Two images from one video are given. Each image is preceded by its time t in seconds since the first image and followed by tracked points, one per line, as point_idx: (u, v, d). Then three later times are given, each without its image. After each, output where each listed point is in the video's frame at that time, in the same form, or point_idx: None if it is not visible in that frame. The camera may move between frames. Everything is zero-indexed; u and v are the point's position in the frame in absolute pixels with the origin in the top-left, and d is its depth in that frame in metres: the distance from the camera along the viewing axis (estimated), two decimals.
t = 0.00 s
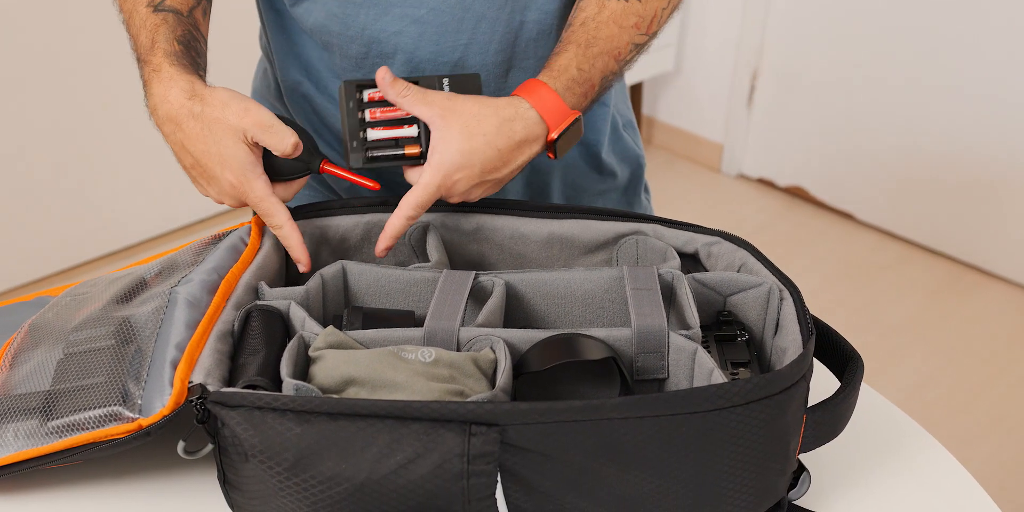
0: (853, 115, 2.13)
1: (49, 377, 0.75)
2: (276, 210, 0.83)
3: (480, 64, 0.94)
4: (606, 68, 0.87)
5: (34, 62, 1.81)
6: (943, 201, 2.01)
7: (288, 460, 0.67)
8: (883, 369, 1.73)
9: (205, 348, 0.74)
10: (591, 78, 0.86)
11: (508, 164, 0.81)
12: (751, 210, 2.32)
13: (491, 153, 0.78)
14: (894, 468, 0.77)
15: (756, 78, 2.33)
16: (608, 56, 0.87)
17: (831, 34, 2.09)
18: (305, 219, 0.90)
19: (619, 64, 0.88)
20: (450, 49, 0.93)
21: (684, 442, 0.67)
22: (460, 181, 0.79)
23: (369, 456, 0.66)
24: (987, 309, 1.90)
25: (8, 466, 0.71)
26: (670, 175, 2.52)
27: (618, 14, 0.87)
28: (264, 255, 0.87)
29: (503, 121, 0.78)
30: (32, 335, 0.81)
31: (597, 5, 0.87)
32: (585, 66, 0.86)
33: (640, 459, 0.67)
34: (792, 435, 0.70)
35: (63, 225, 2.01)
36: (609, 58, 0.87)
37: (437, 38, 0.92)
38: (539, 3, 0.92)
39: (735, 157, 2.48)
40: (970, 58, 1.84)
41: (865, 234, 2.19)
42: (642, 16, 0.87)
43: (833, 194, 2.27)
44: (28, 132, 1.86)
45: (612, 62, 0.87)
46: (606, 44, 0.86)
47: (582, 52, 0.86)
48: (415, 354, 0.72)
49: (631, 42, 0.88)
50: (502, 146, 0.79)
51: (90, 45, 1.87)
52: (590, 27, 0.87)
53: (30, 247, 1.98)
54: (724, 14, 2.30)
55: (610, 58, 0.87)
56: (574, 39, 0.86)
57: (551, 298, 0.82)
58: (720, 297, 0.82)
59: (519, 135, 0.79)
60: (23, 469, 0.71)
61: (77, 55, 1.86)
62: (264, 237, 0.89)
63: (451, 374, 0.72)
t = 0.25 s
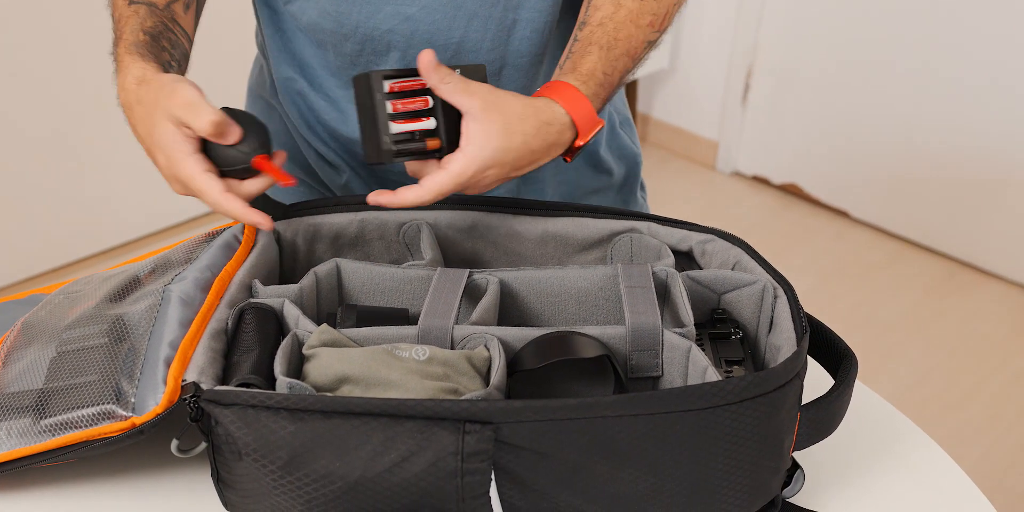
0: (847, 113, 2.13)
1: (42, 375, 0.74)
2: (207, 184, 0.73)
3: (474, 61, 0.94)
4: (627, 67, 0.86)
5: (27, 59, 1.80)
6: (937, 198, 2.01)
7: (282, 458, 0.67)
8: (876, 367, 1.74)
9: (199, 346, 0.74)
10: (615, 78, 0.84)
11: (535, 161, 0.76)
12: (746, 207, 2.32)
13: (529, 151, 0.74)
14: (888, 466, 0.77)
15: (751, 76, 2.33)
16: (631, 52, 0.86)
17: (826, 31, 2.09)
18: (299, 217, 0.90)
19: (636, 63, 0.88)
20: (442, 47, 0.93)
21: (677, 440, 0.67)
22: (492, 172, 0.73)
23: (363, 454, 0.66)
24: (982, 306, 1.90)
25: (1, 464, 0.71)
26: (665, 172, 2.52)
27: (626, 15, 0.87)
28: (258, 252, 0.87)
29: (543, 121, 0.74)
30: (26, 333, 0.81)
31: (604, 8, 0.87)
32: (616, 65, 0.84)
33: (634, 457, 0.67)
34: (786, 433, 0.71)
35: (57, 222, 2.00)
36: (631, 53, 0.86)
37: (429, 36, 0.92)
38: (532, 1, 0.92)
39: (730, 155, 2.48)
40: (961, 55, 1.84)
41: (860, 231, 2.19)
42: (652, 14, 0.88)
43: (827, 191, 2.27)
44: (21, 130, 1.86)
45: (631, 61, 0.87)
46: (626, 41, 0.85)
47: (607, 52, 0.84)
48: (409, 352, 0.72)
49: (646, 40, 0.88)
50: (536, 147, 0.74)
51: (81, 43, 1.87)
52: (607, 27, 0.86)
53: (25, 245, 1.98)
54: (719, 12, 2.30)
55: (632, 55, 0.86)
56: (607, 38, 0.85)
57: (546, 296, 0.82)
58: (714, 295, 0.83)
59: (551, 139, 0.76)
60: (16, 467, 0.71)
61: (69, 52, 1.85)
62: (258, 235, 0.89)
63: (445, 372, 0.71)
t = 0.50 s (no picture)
0: (847, 111, 2.13)
1: (42, 375, 0.74)
2: (223, 176, 0.72)
3: (473, 59, 0.94)
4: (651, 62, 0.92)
5: (27, 57, 1.80)
6: (937, 197, 2.02)
7: (282, 458, 0.67)
8: (876, 366, 1.74)
9: (199, 345, 0.74)
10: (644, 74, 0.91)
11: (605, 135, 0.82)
12: (746, 206, 2.32)
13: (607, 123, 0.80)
14: (889, 467, 0.76)
15: (750, 74, 2.33)
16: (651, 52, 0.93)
17: (825, 30, 2.09)
18: (299, 215, 0.90)
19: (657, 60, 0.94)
20: (440, 46, 0.92)
21: (678, 440, 0.67)
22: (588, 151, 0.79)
23: (364, 453, 0.66)
24: (982, 305, 1.90)
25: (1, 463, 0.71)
26: (664, 171, 2.52)
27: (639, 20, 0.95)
28: (259, 250, 0.86)
29: (612, 98, 0.80)
30: (25, 332, 0.80)
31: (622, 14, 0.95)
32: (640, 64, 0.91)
33: (635, 457, 0.67)
34: (786, 433, 0.71)
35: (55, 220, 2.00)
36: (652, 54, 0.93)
37: (427, 35, 0.92)
38: None
39: (730, 153, 2.48)
40: (960, 54, 1.84)
41: (859, 231, 2.19)
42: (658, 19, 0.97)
43: (826, 190, 2.27)
44: (19, 128, 1.85)
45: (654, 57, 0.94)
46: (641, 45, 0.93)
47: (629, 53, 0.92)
48: (410, 351, 0.72)
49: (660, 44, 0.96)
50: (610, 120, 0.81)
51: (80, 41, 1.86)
52: (628, 32, 0.94)
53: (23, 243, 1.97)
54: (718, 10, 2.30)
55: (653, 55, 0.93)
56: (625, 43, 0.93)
57: (547, 295, 0.82)
58: (715, 294, 0.83)
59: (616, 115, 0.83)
60: (15, 467, 0.71)
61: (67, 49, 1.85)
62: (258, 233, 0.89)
63: (446, 371, 0.71)
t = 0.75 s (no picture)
0: (846, 110, 2.13)
1: (42, 374, 0.74)
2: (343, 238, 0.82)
3: (479, 58, 0.94)
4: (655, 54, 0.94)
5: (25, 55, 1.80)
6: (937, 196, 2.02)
7: (283, 457, 0.66)
8: (875, 365, 1.74)
9: (199, 344, 0.73)
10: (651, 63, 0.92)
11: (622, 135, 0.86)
12: (745, 206, 2.32)
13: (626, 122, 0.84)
14: (890, 467, 0.76)
15: (750, 74, 2.33)
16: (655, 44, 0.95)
17: (825, 29, 2.09)
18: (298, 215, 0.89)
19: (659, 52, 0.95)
20: (448, 44, 0.93)
21: (678, 439, 0.67)
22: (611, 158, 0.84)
23: (364, 453, 0.66)
24: (981, 304, 1.90)
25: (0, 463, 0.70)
26: (664, 170, 2.52)
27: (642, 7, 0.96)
28: (258, 249, 0.86)
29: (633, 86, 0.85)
30: (25, 331, 0.80)
31: None
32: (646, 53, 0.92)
33: (635, 456, 0.67)
34: (787, 432, 0.71)
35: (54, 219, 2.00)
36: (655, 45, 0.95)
37: (435, 33, 0.91)
38: None
39: (729, 153, 2.48)
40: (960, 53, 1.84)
41: (859, 230, 2.19)
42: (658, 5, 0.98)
43: (826, 189, 2.27)
44: (18, 126, 1.85)
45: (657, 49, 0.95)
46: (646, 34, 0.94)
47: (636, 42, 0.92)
48: (411, 351, 0.72)
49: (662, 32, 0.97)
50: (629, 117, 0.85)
51: (80, 39, 1.86)
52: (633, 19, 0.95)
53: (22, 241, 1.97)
54: (718, 9, 2.30)
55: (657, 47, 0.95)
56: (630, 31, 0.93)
57: (547, 294, 0.82)
58: (716, 294, 0.82)
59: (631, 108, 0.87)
60: (15, 466, 0.71)
61: (67, 47, 1.85)
62: (257, 232, 0.89)
63: (447, 370, 0.71)
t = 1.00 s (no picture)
0: (846, 108, 2.13)
1: (41, 372, 0.74)
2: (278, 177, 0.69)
3: (484, 54, 0.94)
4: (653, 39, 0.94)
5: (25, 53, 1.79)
6: (938, 194, 2.01)
7: (282, 455, 0.66)
8: (875, 363, 1.73)
9: (199, 342, 0.73)
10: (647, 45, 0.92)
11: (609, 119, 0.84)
12: (745, 204, 2.31)
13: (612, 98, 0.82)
14: (890, 465, 0.76)
15: (750, 72, 2.33)
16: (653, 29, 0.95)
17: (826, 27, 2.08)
18: (297, 213, 0.89)
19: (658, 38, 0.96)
20: (453, 41, 0.92)
21: (678, 437, 0.67)
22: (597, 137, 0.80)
23: (364, 451, 0.65)
24: (982, 303, 1.90)
25: None
26: (663, 167, 2.51)
27: None
28: (258, 247, 0.86)
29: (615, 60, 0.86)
30: (24, 329, 0.80)
31: None
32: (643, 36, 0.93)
33: (635, 454, 0.67)
34: (787, 430, 0.70)
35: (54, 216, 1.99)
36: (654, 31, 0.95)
37: (441, 30, 0.91)
38: None
39: (729, 150, 2.47)
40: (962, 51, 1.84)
41: (859, 228, 2.18)
42: None
43: (826, 187, 2.26)
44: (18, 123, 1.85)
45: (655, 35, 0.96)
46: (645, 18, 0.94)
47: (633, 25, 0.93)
48: (410, 348, 0.72)
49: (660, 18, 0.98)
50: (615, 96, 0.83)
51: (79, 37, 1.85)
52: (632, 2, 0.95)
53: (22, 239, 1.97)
54: (719, 7, 2.30)
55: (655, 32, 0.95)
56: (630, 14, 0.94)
57: (547, 292, 0.82)
58: (716, 291, 0.82)
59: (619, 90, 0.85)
60: (14, 464, 0.71)
61: (67, 45, 1.85)
62: (257, 229, 0.88)
63: (446, 368, 0.71)
